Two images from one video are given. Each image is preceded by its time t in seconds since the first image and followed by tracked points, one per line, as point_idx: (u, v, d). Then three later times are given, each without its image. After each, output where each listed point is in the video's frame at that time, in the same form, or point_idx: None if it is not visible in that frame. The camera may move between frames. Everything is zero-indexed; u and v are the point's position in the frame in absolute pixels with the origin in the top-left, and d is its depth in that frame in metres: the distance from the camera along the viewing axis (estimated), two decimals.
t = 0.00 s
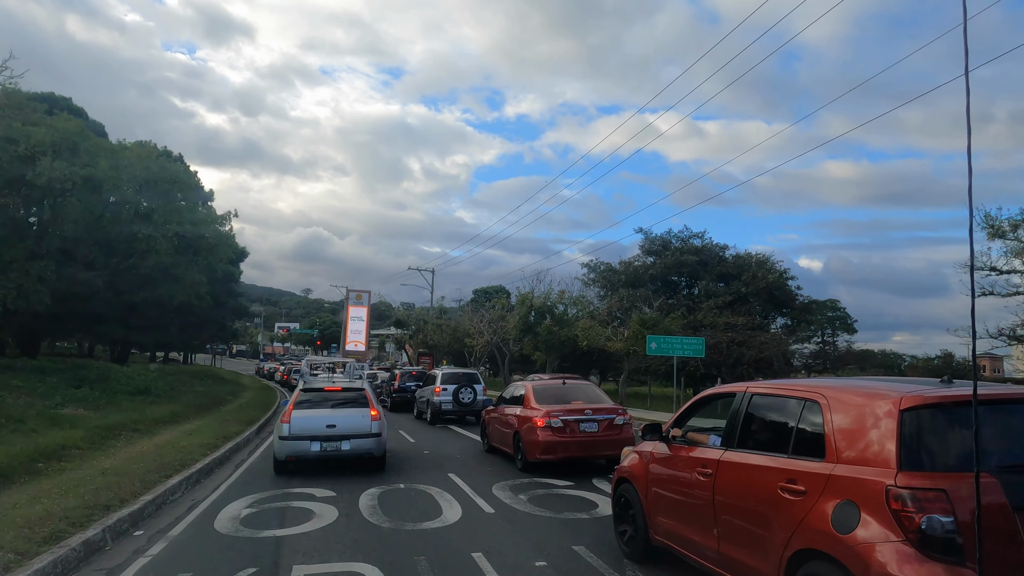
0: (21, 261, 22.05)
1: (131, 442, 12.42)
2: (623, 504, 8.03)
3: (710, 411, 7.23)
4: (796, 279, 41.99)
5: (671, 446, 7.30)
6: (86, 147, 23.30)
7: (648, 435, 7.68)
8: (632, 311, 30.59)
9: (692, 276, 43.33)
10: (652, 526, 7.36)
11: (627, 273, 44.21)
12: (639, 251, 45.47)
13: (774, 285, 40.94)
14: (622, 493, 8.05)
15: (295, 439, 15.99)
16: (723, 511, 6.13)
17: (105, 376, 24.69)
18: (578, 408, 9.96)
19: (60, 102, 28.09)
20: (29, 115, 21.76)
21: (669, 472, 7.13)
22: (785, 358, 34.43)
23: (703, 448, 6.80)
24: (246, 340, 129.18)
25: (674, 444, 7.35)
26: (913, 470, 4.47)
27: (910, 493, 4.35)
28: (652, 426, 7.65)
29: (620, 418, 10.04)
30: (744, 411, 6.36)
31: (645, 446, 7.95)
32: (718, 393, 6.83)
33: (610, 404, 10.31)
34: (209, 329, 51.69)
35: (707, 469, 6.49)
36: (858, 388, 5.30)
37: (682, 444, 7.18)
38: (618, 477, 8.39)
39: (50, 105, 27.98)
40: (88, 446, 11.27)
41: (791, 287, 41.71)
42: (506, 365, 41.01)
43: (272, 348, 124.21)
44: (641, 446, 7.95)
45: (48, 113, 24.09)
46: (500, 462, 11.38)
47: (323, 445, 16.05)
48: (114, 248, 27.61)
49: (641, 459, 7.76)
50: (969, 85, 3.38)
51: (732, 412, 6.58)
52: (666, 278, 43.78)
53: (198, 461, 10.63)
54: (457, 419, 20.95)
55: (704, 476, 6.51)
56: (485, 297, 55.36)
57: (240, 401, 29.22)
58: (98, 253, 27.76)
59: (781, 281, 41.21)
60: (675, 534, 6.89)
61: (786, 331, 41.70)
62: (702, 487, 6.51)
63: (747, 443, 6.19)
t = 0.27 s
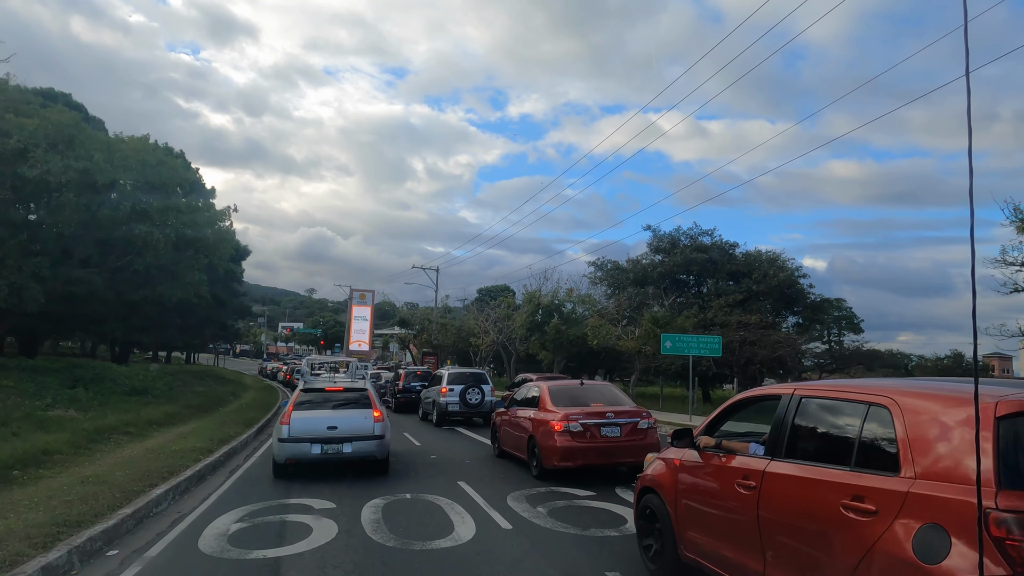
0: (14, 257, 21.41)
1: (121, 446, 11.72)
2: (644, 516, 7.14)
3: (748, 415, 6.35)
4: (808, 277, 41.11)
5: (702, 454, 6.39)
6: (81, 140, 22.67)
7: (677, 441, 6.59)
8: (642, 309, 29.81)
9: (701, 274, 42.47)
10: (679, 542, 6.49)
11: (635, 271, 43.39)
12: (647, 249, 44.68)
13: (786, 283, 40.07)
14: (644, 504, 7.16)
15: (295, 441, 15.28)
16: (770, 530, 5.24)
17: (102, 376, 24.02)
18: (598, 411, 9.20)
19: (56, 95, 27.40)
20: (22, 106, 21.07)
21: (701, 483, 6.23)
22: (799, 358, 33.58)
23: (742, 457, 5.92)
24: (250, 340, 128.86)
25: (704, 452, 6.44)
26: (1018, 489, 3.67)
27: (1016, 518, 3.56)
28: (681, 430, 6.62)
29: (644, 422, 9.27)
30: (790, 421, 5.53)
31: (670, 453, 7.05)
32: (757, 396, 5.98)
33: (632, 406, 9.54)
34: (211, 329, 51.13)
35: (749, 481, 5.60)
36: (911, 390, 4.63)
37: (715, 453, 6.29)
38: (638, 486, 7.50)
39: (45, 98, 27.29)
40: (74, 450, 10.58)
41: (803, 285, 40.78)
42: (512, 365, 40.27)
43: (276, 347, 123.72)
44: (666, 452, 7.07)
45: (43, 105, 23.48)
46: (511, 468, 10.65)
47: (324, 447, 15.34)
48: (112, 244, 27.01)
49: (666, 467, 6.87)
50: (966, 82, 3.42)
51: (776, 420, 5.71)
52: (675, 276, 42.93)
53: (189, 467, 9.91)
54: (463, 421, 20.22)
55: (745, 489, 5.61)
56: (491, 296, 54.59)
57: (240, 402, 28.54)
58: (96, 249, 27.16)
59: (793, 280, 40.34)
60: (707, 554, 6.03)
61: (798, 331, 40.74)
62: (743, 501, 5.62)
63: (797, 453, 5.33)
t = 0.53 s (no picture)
0: (7, 253, 20.77)
1: (111, 449, 11.06)
2: (673, 533, 6.24)
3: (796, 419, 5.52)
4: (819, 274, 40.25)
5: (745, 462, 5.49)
6: (76, 132, 22.05)
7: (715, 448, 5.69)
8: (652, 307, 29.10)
9: (710, 272, 41.71)
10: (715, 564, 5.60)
11: (642, 269, 42.63)
12: (654, 246, 43.92)
13: (797, 281, 39.25)
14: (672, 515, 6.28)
15: (295, 443, 14.60)
16: (833, 555, 4.39)
17: (97, 375, 23.36)
18: (621, 414, 8.49)
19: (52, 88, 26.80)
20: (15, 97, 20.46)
21: (743, 495, 5.34)
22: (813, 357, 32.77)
23: (793, 467, 5.06)
24: (253, 339, 128.43)
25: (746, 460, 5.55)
26: None
27: None
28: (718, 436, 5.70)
29: (670, 425, 8.55)
30: (852, 432, 4.67)
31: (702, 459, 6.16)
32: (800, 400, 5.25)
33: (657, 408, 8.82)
34: (213, 328, 50.56)
35: (805, 496, 4.73)
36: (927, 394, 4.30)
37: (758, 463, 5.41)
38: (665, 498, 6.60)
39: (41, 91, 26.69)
40: (58, 454, 9.90)
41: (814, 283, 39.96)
42: (518, 364, 39.54)
43: (279, 347, 123.23)
44: (697, 460, 6.21)
45: (37, 96, 22.87)
46: (525, 475, 9.94)
47: (325, 450, 14.66)
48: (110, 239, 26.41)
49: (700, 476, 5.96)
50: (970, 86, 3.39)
51: (836, 428, 4.84)
52: (683, 274, 42.16)
53: (179, 473, 9.21)
54: (470, 422, 19.53)
55: (801, 505, 4.74)
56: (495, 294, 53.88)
57: (241, 402, 27.89)
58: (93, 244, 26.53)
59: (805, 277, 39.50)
60: None
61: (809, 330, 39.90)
62: (796, 519, 4.76)
63: (861, 466, 4.52)
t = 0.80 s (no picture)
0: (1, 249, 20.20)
1: (99, 453, 10.44)
2: (710, 553, 5.38)
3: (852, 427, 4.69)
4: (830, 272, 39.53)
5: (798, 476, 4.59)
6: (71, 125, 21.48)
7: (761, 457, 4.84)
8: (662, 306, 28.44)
9: (719, 270, 40.99)
10: None
11: (650, 267, 41.94)
12: (662, 244, 43.22)
13: (808, 279, 38.52)
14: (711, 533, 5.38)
15: (295, 446, 13.98)
16: None
17: (95, 375, 22.80)
18: (645, 417, 7.83)
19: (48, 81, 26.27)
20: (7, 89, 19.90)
21: (795, 513, 4.48)
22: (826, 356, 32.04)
23: (858, 481, 4.18)
24: (256, 339, 128.05)
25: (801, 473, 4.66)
26: None
27: None
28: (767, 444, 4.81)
29: (699, 430, 7.89)
30: (941, 445, 3.76)
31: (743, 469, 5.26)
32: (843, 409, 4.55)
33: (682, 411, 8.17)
34: (214, 327, 50.04)
35: (878, 517, 3.86)
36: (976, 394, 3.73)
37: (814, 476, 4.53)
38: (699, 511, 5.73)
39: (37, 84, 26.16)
40: (42, 459, 9.29)
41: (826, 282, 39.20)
42: (524, 364, 38.87)
43: (282, 347, 122.80)
44: (738, 469, 5.32)
45: (31, 88, 22.32)
46: (538, 483, 9.28)
47: (326, 453, 14.03)
48: (107, 236, 25.85)
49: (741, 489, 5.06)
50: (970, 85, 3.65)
51: (916, 441, 3.93)
52: (692, 273, 41.45)
53: (169, 480, 8.58)
54: (477, 424, 18.89)
55: (874, 528, 3.86)
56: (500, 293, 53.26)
57: (242, 403, 27.30)
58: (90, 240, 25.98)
59: (816, 275, 38.77)
60: None
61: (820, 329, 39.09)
62: (870, 545, 3.88)
63: (955, 484, 3.63)
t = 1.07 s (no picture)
0: None
1: (86, 457, 9.88)
2: None
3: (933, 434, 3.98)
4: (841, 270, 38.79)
5: (870, 492, 3.86)
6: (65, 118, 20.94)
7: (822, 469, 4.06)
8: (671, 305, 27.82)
9: (728, 268, 40.32)
10: None
11: (657, 265, 41.31)
12: (669, 242, 42.56)
13: (819, 277, 37.79)
14: (754, 555, 4.62)
15: (295, 448, 13.40)
16: None
17: (91, 374, 22.25)
18: (671, 420, 7.22)
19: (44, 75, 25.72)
20: None
21: (869, 540, 3.75)
22: (838, 356, 31.43)
23: (945, 501, 3.48)
24: (260, 338, 127.79)
25: (869, 488, 3.94)
26: None
27: None
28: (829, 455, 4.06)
29: (729, 434, 7.27)
30: None
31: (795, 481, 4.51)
32: (907, 421, 3.95)
33: (710, 414, 7.54)
34: (217, 326, 49.60)
35: (980, 546, 3.15)
36: None
37: (884, 492, 3.82)
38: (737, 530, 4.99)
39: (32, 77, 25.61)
40: (22, 464, 8.72)
41: (836, 281, 38.55)
42: (530, 363, 38.26)
43: (286, 346, 122.52)
44: (783, 482, 4.60)
45: (25, 80, 21.83)
46: (553, 491, 8.66)
47: (327, 455, 13.45)
48: (105, 232, 25.36)
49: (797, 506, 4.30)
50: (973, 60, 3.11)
51: None
52: (700, 271, 40.76)
53: (158, 487, 7.96)
54: (483, 425, 18.28)
55: (973, 560, 3.16)
56: (504, 292, 52.65)
57: (242, 403, 26.73)
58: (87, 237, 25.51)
59: (827, 274, 38.04)
60: None
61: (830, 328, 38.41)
62: None
63: None
